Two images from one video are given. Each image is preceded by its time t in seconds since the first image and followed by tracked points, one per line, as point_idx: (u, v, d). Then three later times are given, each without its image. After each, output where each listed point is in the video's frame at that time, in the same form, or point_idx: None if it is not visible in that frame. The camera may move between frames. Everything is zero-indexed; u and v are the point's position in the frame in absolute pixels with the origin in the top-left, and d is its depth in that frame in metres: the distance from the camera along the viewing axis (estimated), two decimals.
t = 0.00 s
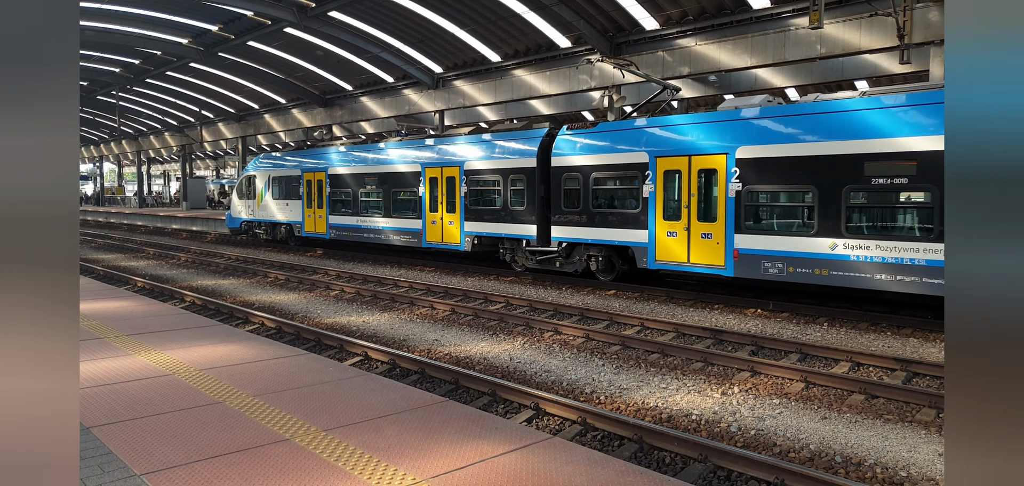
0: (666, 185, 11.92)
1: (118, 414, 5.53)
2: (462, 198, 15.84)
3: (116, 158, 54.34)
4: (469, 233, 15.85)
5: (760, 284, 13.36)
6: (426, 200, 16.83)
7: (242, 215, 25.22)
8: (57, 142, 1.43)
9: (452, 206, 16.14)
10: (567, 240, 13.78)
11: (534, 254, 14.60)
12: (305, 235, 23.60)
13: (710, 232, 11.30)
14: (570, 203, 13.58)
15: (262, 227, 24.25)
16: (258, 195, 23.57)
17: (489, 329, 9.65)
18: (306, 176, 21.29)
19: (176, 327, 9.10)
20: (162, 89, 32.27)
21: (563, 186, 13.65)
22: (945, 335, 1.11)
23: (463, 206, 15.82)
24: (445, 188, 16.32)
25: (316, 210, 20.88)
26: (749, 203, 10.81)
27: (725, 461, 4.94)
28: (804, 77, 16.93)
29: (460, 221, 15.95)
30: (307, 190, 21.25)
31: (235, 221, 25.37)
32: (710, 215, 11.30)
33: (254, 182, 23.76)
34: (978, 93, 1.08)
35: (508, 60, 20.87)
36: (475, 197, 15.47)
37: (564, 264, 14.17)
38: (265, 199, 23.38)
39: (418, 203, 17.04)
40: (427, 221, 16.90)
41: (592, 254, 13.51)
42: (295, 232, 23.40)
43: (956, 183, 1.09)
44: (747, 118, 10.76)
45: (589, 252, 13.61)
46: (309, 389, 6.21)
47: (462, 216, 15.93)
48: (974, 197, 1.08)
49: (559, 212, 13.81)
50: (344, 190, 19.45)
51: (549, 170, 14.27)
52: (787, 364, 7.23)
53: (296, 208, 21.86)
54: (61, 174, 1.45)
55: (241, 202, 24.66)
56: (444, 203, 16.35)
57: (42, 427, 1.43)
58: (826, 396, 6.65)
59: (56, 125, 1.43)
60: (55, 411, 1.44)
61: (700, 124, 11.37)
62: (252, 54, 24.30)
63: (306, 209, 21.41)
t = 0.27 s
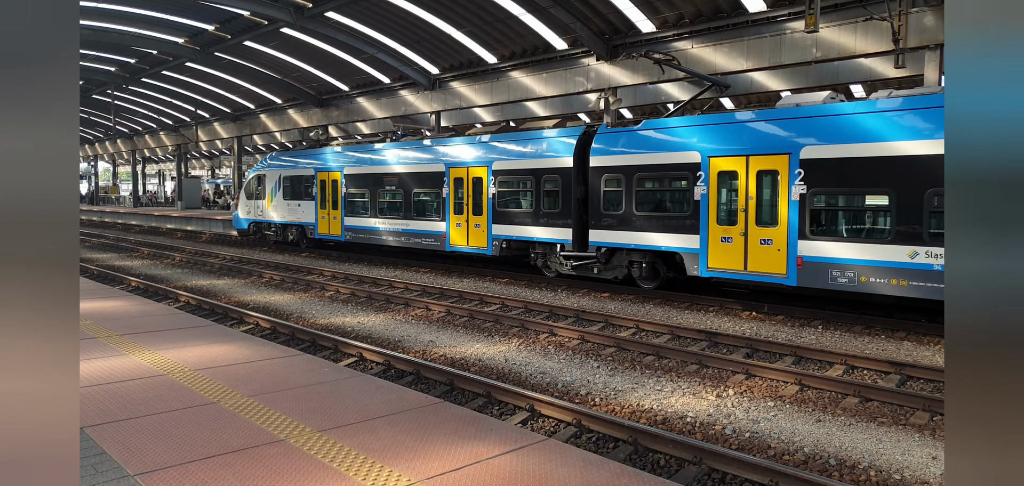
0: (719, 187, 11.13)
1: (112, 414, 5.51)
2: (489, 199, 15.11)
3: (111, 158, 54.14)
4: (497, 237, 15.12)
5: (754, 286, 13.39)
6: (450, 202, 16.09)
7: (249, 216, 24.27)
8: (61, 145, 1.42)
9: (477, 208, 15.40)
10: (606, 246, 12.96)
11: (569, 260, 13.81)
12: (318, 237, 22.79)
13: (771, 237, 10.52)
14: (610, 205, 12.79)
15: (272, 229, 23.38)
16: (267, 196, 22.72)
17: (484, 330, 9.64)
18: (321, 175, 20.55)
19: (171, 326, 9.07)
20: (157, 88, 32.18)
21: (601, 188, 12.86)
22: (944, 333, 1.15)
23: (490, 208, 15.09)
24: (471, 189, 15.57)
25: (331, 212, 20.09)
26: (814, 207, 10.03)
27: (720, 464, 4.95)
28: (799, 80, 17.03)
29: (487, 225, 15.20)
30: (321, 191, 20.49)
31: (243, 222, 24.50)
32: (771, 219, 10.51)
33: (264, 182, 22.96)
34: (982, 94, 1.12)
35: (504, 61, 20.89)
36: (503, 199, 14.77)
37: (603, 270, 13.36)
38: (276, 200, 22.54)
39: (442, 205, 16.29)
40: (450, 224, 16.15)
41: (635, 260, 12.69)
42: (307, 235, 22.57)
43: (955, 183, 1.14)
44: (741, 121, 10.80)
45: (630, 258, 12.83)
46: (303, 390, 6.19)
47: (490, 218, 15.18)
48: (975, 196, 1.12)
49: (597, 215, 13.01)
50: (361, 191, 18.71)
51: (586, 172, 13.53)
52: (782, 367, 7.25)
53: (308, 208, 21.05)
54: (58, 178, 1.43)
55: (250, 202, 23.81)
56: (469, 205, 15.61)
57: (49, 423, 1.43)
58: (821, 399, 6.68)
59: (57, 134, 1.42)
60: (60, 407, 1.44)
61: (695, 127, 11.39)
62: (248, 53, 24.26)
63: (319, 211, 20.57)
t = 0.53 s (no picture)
0: (780, 189, 10.40)
1: (106, 418, 5.48)
2: (521, 202, 14.36)
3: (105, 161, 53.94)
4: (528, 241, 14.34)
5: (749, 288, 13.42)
6: (478, 204, 15.31)
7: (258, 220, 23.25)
8: (59, 140, 1.54)
9: (508, 211, 14.64)
10: (652, 251, 12.07)
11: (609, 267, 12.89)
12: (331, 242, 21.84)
13: (839, 243, 9.74)
14: (658, 208, 11.98)
15: (283, 233, 22.38)
16: (277, 199, 21.72)
17: (480, 333, 9.64)
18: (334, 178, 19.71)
19: (166, 330, 9.04)
20: (151, 91, 32.08)
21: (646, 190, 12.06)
22: (946, 334, 1.18)
23: (521, 211, 14.35)
24: (501, 192, 14.82)
25: (347, 215, 19.20)
26: (889, 210, 9.30)
27: (716, 466, 4.95)
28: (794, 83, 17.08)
29: (518, 228, 14.43)
30: (335, 194, 19.62)
31: (251, 227, 23.51)
32: (839, 224, 9.74)
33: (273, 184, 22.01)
34: (979, 96, 1.15)
35: (499, 64, 20.93)
36: (536, 202, 14.03)
37: (646, 278, 12.39)
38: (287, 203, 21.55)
39: (468, 208, 15.53)
40: (477, 228, 15.35)
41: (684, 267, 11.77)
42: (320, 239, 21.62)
43: (956, 183, 1.17)
44: (736, 123, 10.83)
45: (679, 265, 11.92)
46: (299, 393, 6.18)
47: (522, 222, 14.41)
48: (976, 196, 1.15)
49: (642, 219, 12.18)
50: (380, 193, 17.92)
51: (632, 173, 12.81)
52: (777, 369, 7.26)
53: (322, 212, 20.12)
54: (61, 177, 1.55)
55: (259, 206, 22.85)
56: (499, 209, 14.84)
57: (44, 424, 1.55)
58: (816, 400, 6.69)
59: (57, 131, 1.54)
60: (54, 409, 1.56)
61: (690, 130, 11.42)
62: (243, 56, 24.22)
63: (333, 215, 19.70)
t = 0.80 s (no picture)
0: (853, 188, 9.63)
1: (101, 418, 5.47)
2: (555, 202, 13.52)
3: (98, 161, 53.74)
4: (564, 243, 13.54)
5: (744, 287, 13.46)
6: (508, 204, 14.55)
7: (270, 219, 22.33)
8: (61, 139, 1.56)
9: (541, 212, 13.84)
10: (706, 254, 11.35)
11: (656, 270, 12.18)
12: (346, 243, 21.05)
13: (921, 245, 9.00)
14: (713, 208, 11.18)
15: (295, 234, 21.54)
16: (289, 199, 20.89)
17: (476, 332, 9.64)
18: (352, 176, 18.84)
19: (161, 330, 9.02)
20: (146, 91, 31.96)
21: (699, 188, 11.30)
22: (946, 331, 1.19)
23: (555, 211, 13.51)
24: (533, 190, 14.00)
25: (364, 216, 18.41)
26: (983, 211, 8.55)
27: (711, 464, 4.96)
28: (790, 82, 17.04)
29: (552, 230, 13.63)
30: (352, 193, 18.78)
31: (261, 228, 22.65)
32: (923, 226, 8.99)
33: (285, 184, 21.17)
34: (980, 92, 1.14)
35: (495, 63, 20.91)
36: (573, 202, 13.25)
37: (698, 283, 11.73)
38: (300, 203, 20.73)
39: (497, 208, 14.76)
40: (507, 229, 14.58)
41: (740, 272, 11.05)
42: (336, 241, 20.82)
43: (955, 184, 1.17)
44: (730, 122, 10.89)
45: (735, 269, 11.17)
46: (295, 393, 6.17)
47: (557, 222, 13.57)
48: (978, 195, 1.15)
49: (694, 219, 11.45)
50: (401, 194, 17.16)
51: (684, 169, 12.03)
52: (772, 367, 7.29)
53: (337, 212, 19.31)
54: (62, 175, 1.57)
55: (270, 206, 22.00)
56: (531, 209, 14.06)
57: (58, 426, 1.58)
58: (811, 398, 6.72)
59: (57, 134, 1.56)
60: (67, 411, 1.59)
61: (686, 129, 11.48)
62: (237, 55, 24.15)
63: (350, 215, 18.89)
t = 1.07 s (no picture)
0: (936, 184, 8.91)
1: (93, 413, 5.44)
2: (595, 199, 12.84)
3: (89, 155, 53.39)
4: (603, 241, 12.82)
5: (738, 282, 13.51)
6: (541, 200, 13.80)
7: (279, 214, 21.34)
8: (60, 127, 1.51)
9: (578, 209, 13.13)
10: (764, 254, 10.58)
11: (707, 271, 11.40)
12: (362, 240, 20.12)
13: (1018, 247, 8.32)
14: (771, 205, 10.46)
15: (307, 230, 20.55)
16: (300, 194, 19.90)
17: (470, 327, 9.65)
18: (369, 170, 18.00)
19: (153, 325, 8.98)
20: (138, 84, 31.75)
21: (759, 184, 10.55)
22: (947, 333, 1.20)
23: (595, 208, 12.84)
24: (570, 186, 13.30)
25: (383, 212, 17.52)
26: None
27: (704, 458, 5.00)
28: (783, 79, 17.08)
29: (591, 228, 12.92)
30: (369, 188, 17.92)
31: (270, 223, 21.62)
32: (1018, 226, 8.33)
33: (296, 179, 20.20)
34: (979, 96, 1.15)
35: (490, 58, 20.87)
36: (615, 198, 12.49)
37: (754, 285, 10.95)
38: (312, 198, 19.76)
39: (529, 204, 14.02)
40: (540, 226, 13.85)
41: (804, 274, 10.33)
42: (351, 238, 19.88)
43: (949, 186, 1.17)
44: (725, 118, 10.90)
45: (797, 270, 10.45)
46: (288, 387, 6.17)
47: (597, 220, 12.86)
48: (974, 197, 1.15)
49: (752, 216, 10.72)
50: (423, 188, 16.31)
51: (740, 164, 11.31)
52: (764, 362, 7.33)
53: (353, 208, 18.38)
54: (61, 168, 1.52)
55: (280, 202, 20.99)
56: (567, 206, 13.33)
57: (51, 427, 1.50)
58: (803, 393, 6.76)
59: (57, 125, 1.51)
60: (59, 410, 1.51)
61: (681, 124, 11.49)
62: (230, 48, 24.00)
63: (366, 210, 18.05)
